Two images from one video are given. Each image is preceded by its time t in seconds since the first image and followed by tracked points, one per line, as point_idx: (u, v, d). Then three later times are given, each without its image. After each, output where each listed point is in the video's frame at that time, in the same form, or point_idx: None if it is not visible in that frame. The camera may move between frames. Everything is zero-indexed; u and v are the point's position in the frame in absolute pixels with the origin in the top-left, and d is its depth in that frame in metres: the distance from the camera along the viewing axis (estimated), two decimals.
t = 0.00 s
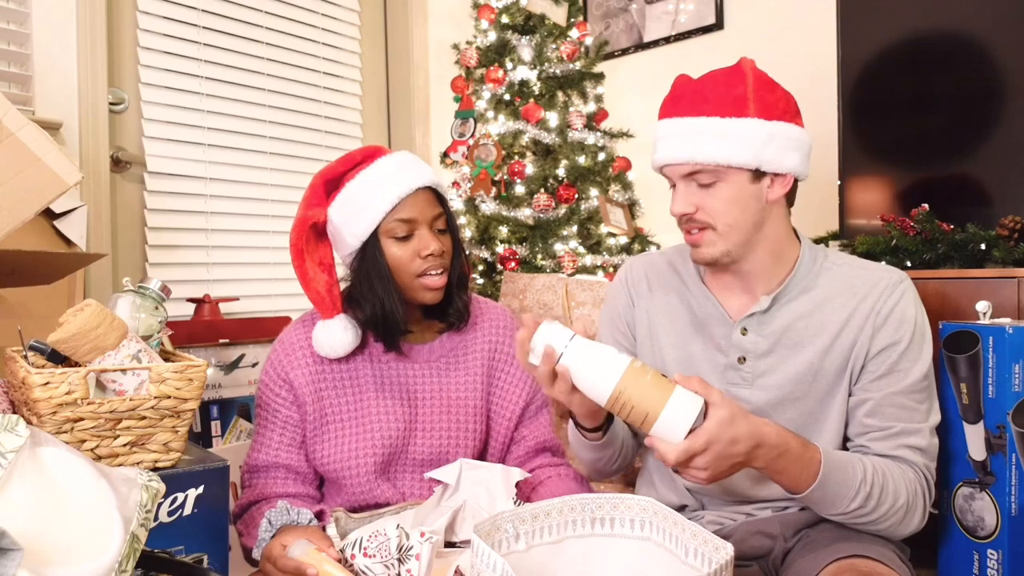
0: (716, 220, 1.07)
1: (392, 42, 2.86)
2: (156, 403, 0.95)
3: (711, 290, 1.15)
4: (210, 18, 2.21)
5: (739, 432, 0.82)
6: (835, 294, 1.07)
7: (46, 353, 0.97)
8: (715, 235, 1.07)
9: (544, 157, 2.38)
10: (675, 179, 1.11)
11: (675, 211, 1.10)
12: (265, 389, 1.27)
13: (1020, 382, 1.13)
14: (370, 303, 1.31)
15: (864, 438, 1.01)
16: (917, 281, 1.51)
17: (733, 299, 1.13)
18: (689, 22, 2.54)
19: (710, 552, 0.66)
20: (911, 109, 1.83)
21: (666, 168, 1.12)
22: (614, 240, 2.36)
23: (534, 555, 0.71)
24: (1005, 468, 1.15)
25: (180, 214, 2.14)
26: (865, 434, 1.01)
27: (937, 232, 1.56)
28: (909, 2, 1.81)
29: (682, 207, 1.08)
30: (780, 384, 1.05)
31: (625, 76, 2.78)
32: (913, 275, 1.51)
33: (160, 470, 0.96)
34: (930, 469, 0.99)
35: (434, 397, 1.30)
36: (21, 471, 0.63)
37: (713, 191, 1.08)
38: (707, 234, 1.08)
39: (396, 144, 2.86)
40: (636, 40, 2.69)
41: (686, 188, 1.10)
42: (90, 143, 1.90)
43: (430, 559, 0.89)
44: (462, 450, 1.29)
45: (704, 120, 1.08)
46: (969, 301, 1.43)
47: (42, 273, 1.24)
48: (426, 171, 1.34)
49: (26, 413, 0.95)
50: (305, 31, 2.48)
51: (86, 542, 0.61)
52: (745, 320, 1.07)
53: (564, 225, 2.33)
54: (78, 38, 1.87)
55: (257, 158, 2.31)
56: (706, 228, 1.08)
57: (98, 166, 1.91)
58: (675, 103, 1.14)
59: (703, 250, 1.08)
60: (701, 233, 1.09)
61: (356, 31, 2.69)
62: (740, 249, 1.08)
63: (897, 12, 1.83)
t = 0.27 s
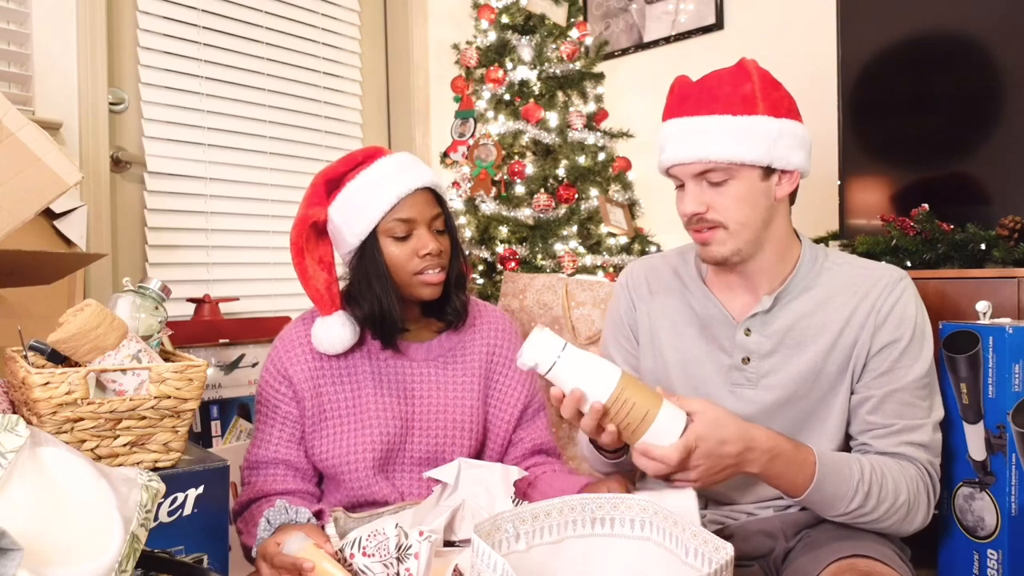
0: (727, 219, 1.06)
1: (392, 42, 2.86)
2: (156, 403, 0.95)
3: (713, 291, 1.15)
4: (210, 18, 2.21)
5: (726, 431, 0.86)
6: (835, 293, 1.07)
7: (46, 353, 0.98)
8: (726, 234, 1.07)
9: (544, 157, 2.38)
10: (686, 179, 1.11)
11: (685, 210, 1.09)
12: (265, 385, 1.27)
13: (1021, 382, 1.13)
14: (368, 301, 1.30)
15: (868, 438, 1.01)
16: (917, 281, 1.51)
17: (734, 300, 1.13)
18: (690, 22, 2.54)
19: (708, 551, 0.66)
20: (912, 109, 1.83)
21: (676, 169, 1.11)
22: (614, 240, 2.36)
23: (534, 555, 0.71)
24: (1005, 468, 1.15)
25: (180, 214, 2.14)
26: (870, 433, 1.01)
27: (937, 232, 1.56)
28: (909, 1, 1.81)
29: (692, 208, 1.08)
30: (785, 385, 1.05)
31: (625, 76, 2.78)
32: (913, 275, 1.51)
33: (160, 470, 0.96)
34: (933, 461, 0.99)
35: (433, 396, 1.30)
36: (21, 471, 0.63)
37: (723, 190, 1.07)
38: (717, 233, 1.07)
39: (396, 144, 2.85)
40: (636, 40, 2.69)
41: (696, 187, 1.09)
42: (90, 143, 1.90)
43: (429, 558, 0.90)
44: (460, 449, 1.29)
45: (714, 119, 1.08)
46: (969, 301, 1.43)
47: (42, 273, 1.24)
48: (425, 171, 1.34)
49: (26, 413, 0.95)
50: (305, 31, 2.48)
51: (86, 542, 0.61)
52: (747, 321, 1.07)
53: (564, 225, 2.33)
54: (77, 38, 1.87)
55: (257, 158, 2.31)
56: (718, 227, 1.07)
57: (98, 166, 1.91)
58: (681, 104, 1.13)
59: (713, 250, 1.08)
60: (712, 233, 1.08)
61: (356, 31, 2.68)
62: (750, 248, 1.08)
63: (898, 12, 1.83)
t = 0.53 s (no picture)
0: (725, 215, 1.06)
1: (392, 42, 2.86)
2: (156, 403, 0.95)
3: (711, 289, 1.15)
4: (210, 19, 2.21)
5: (723, 417, 0.85)
6: (832, 290, 1.07)
7: (46, 353, 0.98)
8: (725, 232, 1.07)
9: (544, 157, 2.38)
10: (684, 176, 1.10)
11: (684, 206, 1.08)
12: (267, 383, 1.27)
13: (1020, 382, 1.14)
14: (372, 299, 1.30)
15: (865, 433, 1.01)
16: (917, 282, 1.51)
17: (734, 298, 1.14)
18: (690, 22, 2.54)
19: (709, 551, 0.65)
20: (911, 109, 1.83)
21: (675, 165, 1.11)
22: (614, 240, 2.36)
23: (535, 555, 0.71)
24: (1005, 468, 1.15)
25: (180, 214, 2.14)
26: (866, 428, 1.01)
27: (937, 232, 1.56)
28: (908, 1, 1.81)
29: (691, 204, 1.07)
30: (784, 381, 1.05)
31: (625, 76, 2.78)
32: (913, 275, 1.51)
33: (159, 470, 0.96)
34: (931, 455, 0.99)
35: (433, 394, 1.31)
36: (21, 471, 0.63)
37: (722, 186, 1.07)
38: (716, 231, 1.07)
39: (396, 144, 2.85)
40: (636, 40, 2.69)
41: (695, 184, 1.08)
42: (90, 142, 1.90)
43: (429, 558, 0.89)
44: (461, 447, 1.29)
45: (713, 115, 1.07)
46: (968, 301, 1.43)
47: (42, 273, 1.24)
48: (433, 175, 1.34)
49: (26, 412, 0.95)
50: (305, 31, 2.48)
51: (86, 542, 0.61)
52: (745, 318, 1.07)
53: (564, 225, 2.33)
54: (77, 38, 1.87)
55: (257, 159, 2.31)
56: (716, 225, 1.07)
57: (98, 166, 1.91)
58: (680, 101, 1.13)
59: (713, 247, 1.08)
60: (710, 230, 1.08)
61: (356, 31, 2.69)
62: (747, 245, 1.08)
63: (897, 12, 1.83)
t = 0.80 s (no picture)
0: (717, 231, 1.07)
1: (392, 42, 2.86)
2: (156, 403, 0.95)
3: (703, 296, 1.15)
4: (210, 18, 2.21)
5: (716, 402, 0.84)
6: (827, 294, 1.07)
7: (46, 353, 0.98)
8: (736, 248, 1.03)
9: (544, 157, 2.38)
10: (692, 191, 1.06)
11: (694, 223, 1.03)
12: (271, 364, 1.27)
13: (1020, 382, 1.13)
14: (349, 300, 1.30)
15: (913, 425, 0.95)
16: (917, 282, 1.51)
17: (725, 305, 1.13)
18: (690, 22, 2.54)
19: (699, 542, 0.66)
20: (911, 109, 1.83)
21: (681, 180, 1.06)
22: (614, 240, 2.36)
23: (540, 556, 0.70)
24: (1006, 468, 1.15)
25: (181, 214, 2.14)
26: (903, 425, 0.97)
27: (937, 232, 1.56)
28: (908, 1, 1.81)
29: (701, 222, 1.02)
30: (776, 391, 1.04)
31: (625, 76, 2.77)
32: (913, 275, 1.51)
33: (160, 470, 0.96)
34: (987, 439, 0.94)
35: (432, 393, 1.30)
36: (22, 471, 0.63)
37: (733, 199, 1.03)
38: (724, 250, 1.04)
39: (396, 144, 2.86)
40: (636, 40, 2.69)
41: (707, 200, 1.04)
42: (90, 143, 1.90)
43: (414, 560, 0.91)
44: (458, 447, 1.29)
45: (718, 125, 1.04)
46: (968, 301, 1.43)
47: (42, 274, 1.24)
48: (415, 178, 1.31)
49: (26, 412, 0.95)
50: (305, 31, 2.48)
51: (86, 542, 0.61)
52: (737, 327, 1.07)
53: (564, 225, 2.33)
54: (78, 37, 1.87)
55: (256, 159, 2.31)
56: (727, 240, 1.03)
57: (98, 166, 1.91)
58: (677, 110, 1.09)
59: (722, 263, 1.04)
60: (720, 246, 1.03)
61: (356, 31, 2.69)
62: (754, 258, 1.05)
63: (897, 12, 1.83)
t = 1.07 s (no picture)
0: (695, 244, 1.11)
1: (392, 42, 2.86)
2: (156, 403, 0.95)
3: (691, 303, 1.16)
4: (210, 19, 2.21)
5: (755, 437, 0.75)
6: (811, 294, 1.07)
7: (46, 353, 0.98)
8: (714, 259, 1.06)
9: (544, 157, 2.38)
10: (683, 204, 1.06)
11: (684, 236, 1.04)
12: (269, 368, 1.29)
13: (1020, 382, 1.13)
14: (344, 300, 1.29)
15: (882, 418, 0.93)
16: (917, 282, 1.51)
17: (712, 308, 1.14)
18: (690, 22, 2.54)
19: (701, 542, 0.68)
20: (911, 109, 1.83)
21: (673, 193, 1.06)
22: (614, 240, 2.36)
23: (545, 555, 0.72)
24: (1005, 468, 1.15)
25: (181, 213, 2.14)
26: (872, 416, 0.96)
27: (937, 232, 1.56)
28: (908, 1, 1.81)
29: (690, 235, 1.03)
30: (762, 395, 1.06)
31: (625, 77, 2.78)
32: (913, 275, 1.51)
33: (160, 469, 0.96)
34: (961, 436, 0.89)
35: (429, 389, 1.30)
36: (22, 470, 0.63)
37: (724, 212, 1.04)
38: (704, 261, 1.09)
39: (396, 145, 2.86)
40: (636, 40, 2.69)
41: (697, 212, 1.05)
42: (91, 143, 1.90)
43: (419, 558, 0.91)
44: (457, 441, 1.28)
45: (711, 138, 1.03)
46: (968, 301, 1.43)
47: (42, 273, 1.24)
48: (409, 175, 1.31)
49: (26, 412, 0.95)
50: (305, 32, 2.48)
51: (86, 542, 0.61)
52: (723, 333, 1.08)
53: (564, 225, 2.33)
54: (78, 37, 1.88)
55: (257, 159, 2.31)
56: (717, 252, 1.04)
57: (98, 166, 1.92)
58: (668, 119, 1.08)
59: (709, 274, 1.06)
60: (708, 258, 1.04)
61: (356, 31, 2.69)
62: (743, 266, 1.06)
63: (897, 13, 1.83)
